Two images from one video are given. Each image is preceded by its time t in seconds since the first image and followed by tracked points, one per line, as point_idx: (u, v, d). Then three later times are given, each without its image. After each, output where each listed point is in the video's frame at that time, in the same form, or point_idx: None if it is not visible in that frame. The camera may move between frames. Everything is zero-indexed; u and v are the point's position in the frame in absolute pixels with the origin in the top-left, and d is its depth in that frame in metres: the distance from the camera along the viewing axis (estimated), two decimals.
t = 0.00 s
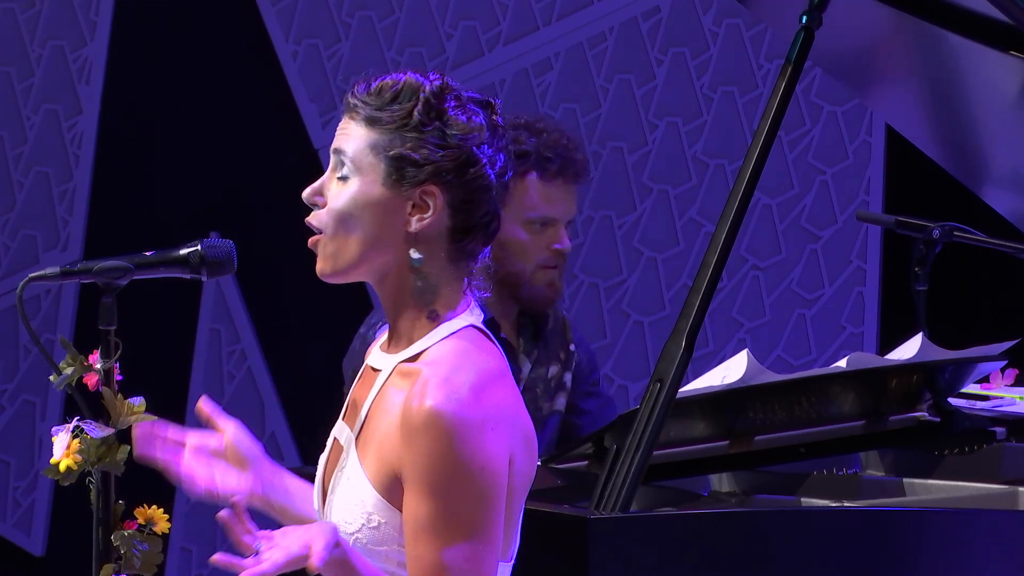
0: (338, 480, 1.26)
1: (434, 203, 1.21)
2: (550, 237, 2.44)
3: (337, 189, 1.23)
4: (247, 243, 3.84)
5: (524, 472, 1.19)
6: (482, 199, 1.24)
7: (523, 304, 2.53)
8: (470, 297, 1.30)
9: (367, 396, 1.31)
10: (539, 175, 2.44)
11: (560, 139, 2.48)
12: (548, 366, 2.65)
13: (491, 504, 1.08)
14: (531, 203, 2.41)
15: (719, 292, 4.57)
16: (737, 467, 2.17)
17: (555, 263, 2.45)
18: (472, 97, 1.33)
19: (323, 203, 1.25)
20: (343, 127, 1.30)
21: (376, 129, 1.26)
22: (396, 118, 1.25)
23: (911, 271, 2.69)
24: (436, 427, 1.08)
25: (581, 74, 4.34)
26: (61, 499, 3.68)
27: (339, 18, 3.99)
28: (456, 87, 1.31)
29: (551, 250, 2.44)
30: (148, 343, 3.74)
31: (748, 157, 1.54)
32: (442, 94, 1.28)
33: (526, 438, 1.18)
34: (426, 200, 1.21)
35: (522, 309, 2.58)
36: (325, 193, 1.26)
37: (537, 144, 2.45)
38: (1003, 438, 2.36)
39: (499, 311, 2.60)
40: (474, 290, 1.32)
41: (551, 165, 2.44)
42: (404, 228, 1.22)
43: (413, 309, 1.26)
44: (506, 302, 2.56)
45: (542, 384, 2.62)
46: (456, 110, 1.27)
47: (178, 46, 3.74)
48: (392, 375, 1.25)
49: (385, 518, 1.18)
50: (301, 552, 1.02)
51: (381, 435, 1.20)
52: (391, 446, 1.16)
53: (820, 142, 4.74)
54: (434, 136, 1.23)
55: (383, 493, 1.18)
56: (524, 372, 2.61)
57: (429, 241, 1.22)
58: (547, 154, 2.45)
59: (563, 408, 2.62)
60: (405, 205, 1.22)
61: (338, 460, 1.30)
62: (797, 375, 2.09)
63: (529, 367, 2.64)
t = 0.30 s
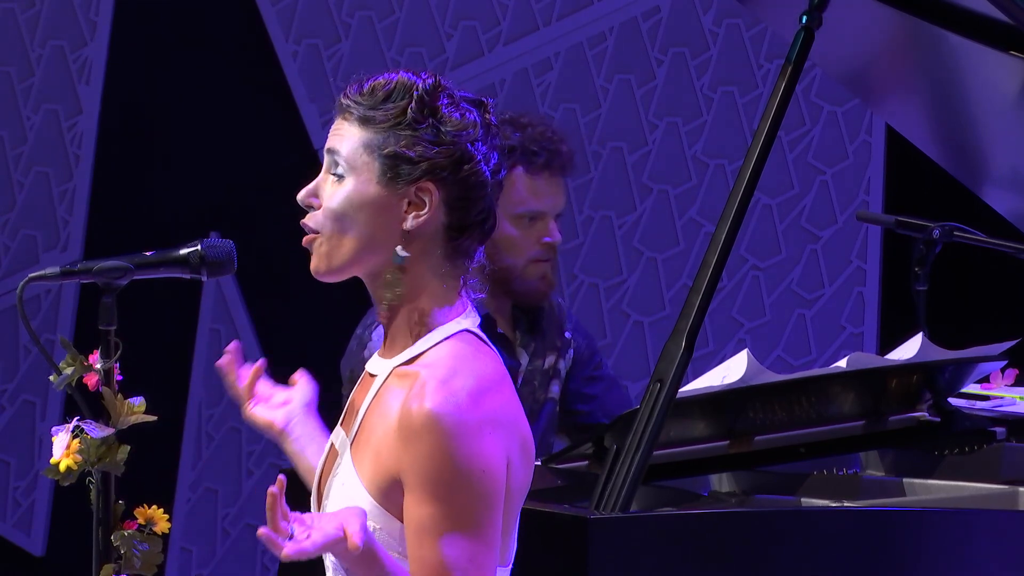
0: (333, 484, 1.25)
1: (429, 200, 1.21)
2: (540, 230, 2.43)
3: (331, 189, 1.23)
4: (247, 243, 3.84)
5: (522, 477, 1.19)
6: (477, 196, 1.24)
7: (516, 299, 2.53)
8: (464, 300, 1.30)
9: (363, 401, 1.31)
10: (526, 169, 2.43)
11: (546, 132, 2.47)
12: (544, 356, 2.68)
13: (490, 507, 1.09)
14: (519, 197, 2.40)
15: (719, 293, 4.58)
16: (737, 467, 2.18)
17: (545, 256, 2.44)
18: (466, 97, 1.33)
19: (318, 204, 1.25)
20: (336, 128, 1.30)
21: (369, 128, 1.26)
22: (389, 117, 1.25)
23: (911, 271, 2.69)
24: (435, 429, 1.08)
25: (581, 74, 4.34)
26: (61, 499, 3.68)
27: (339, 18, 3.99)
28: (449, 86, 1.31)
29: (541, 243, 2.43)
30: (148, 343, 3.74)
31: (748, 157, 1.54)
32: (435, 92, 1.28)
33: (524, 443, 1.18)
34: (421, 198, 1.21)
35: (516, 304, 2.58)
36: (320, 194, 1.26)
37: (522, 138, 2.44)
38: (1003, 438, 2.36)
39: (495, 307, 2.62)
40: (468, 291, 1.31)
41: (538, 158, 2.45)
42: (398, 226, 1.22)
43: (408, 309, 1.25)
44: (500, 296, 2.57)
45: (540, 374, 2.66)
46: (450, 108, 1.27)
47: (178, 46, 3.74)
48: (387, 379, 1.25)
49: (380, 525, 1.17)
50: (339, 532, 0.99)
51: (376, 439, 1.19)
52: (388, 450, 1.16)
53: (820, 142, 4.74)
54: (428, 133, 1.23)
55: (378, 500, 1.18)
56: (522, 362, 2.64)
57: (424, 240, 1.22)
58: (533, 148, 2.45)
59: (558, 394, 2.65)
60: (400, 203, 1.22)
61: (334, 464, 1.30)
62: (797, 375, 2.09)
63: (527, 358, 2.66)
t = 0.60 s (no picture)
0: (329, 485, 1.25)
1: (420, 202, 1.21)
2: (542, 234, 2.47)
3: (324, 191, 1.24)
4: (246, 243, 3.83)
5: (514, 478, 1.18)
6: (468, 197, 1.24)
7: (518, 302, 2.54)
8: (459, 301, 1.29)
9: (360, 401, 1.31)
10: (530, 173, 2.49)
11: (551, 136, 2.55)
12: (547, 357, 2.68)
13: (477, 503, 1.08)
14: (522, 200, 2.45)
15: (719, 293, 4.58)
16: (737, 467, 2.18)
17: (548, 259, 2.49)
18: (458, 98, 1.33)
19: (311, 207, 1.25)
20: (329, 131, 1.30)
21: (361, 130, 1.26)
22: (380, 119, 1.25)
23: (911, 271, 2.69)
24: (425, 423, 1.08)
25: (581, 74, 4.34)
26: (61, 499, 3.68)
27: (339, 18, 3.99)
28: (441, 87, 1.31)
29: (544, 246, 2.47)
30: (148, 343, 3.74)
31: (748, 157, 1.54)
32: (426, 93, 1.28)
33: (517, 443, 1.18)
34: (412, 200, 1.21)
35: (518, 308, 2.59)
36: (312, 196, 1.26)
37: (527, 141, 2.51)
38: (1003, 438, 2.36)
39: (496, 309, 2.62)
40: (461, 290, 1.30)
41: (542, 162, 2.50)
42: (390, 228, 1.22)
43: (400, 310, 1.25)
44: (502, 300, 2.58)
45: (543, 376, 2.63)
46: (440, 109, 1.27)
47: (178, 46, 3.74)
48: (381, 378, 1.24)
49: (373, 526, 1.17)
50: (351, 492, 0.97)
51: (370, 433, 1.19)
52: (380, 446, 1.16)
53: (820, 143, 4.74)
54: (418, 134, 1.23)
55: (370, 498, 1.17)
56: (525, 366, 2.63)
57: (416, 241, 1.22)
58: (537, 151, 2.52)
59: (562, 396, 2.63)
60: (392, 204, 1.22)
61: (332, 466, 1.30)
62: (797, 375, 2.09)
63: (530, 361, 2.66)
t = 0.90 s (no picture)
0: (326, 485, 1.25)
1: (415, 206, 1.21)
2: (554, 240, 2.74)
3: (319, 192, 1.23)
4: (246, 243, 3.83)
5: (502, 482, 1.18)
6: (464, 202, 1.23)
7: (529, 306, 2.76)
8: (458, 301, 1.29)
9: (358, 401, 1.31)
10: (545, 181, 2.74)
11: (566, 145, 2.80)
12: (558, 360, 2.83)
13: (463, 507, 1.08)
14: (536, 208, 2.72)
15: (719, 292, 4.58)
16: (737, 467, 2.18)
17: (560, 264, 2.74)
18: (460, 100, 1.31)
19: (308, 208, 1.25)
20: (330, 130, 1.29)
21: (360, 131, 1.26)
22: (379, 120, 1.25)
23: (911, 271, 2.69)
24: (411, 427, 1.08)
25: (582, 74, 4.34)
26: (61, 499, 3.68)
27: (339, 18, 3.99)
28: (443, 88, 1.29)
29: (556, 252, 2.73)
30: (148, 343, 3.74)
31: (748, 157, 1.54)
32: (426, 95, 1.25)
33: (506, 447, 1.17)
34: (407, 202, 1.21)
35: (529, 312, 2.80)
36: (309, 197, 1.26)
37: (543, 151, 2.76)
38: (1003, 438, 2.36)
39: (507, 313, 2.82)
40: (462, 292, 1.30)
41: (557, 171, 2.76)
42: (386, 231, 1.22)
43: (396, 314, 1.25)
44: (513, 303, 2.78)
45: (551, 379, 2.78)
46: (440, 112, 1.25)
47: (178, 46, 3.74)
48: (377, 379, 1.24)
49: (369, 529, 1.17)
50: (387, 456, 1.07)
51: (361, 434, 1.19)
52: (369, 449, 1.16)
53: (820, 142, 4.74)
54: (416, 137, 1.22)
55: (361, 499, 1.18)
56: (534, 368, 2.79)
57: (412, 243, 1.22)
58: (553, 161, 2.77)
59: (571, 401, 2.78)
60: (387, 207, 1.21)
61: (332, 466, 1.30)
62: (797, 375, 2.09)
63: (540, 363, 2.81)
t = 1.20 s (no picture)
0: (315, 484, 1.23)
1: (407, 206, 1.20)
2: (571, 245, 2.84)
3: (315, 189, 1.23)
4: (246, 243, 3.83)
5: (489, 488, 1.12)
6: (457, 205, 1.22)
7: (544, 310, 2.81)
8: (455, 302, 1.27)
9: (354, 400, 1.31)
10: (562, 188, 2.84)
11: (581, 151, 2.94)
12: (570, 365, 2.88)
13: (436, 513, 1.03)
14: (555, 213, 2.82)
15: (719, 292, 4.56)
16: (738, 467, 2.17)
17: (575, 269, 2.82)
18: (460, 102, 1.30)
19: (304, 206, 1.25)
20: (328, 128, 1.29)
21: (355, 129, 1.24)
22: (374, 118, 1.23)
23: (911, 271, 2.69)
24: (375, 431, 1.03)
25: (582, 74, 4.35)
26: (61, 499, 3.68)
27: (339, 18, 3.99)
28: (443, 91, 1.28)
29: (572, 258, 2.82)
30: (148, 343, 3.74)
31: (748, 157, 1.54)
32: (422, 96, 1.25)
33: (487, 452, 1.12)
34: (399, 202, 1.20)
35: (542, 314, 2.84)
36: (306, 195, 1.26)
37: (558, 158, 2.89)
38: (1002, 438, 2.36)
39: (520, 315, 2.85)
40: (460, 296, 1.28)
41: (574, 177, 2.86)
42: (378, 230, 1.21)
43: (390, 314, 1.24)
44: (528, 308, 2.83)
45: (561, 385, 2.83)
46: (436, 114, 1.24)
47: (178, 46, 3.74)
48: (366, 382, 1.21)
49: (350, 527, 1.15)
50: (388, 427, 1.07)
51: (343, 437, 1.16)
52: (345, 452, 1.12)
53: (820, 142, 4.74)
54: (410, 137, 1.21)
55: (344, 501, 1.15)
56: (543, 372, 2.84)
57: (404, 243, 1.21)
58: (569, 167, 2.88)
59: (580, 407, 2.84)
60: (380, 206, 1.21)
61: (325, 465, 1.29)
62: (798, 376, 2.09)
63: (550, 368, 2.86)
